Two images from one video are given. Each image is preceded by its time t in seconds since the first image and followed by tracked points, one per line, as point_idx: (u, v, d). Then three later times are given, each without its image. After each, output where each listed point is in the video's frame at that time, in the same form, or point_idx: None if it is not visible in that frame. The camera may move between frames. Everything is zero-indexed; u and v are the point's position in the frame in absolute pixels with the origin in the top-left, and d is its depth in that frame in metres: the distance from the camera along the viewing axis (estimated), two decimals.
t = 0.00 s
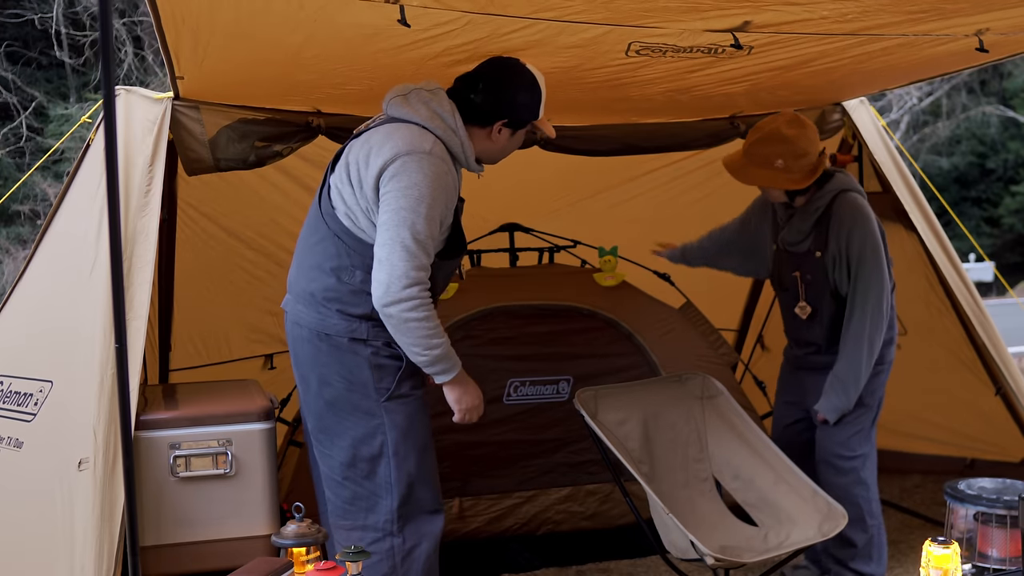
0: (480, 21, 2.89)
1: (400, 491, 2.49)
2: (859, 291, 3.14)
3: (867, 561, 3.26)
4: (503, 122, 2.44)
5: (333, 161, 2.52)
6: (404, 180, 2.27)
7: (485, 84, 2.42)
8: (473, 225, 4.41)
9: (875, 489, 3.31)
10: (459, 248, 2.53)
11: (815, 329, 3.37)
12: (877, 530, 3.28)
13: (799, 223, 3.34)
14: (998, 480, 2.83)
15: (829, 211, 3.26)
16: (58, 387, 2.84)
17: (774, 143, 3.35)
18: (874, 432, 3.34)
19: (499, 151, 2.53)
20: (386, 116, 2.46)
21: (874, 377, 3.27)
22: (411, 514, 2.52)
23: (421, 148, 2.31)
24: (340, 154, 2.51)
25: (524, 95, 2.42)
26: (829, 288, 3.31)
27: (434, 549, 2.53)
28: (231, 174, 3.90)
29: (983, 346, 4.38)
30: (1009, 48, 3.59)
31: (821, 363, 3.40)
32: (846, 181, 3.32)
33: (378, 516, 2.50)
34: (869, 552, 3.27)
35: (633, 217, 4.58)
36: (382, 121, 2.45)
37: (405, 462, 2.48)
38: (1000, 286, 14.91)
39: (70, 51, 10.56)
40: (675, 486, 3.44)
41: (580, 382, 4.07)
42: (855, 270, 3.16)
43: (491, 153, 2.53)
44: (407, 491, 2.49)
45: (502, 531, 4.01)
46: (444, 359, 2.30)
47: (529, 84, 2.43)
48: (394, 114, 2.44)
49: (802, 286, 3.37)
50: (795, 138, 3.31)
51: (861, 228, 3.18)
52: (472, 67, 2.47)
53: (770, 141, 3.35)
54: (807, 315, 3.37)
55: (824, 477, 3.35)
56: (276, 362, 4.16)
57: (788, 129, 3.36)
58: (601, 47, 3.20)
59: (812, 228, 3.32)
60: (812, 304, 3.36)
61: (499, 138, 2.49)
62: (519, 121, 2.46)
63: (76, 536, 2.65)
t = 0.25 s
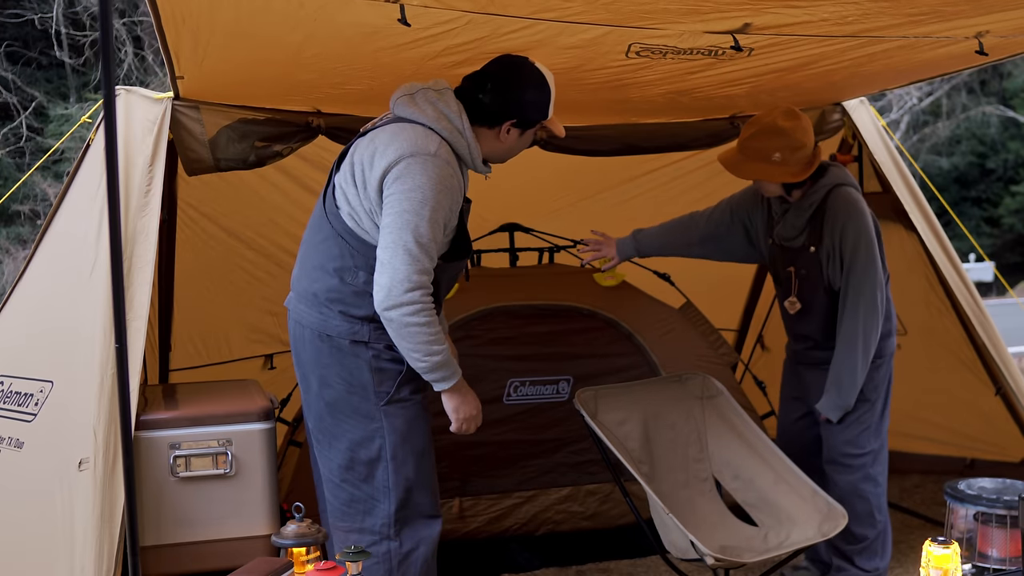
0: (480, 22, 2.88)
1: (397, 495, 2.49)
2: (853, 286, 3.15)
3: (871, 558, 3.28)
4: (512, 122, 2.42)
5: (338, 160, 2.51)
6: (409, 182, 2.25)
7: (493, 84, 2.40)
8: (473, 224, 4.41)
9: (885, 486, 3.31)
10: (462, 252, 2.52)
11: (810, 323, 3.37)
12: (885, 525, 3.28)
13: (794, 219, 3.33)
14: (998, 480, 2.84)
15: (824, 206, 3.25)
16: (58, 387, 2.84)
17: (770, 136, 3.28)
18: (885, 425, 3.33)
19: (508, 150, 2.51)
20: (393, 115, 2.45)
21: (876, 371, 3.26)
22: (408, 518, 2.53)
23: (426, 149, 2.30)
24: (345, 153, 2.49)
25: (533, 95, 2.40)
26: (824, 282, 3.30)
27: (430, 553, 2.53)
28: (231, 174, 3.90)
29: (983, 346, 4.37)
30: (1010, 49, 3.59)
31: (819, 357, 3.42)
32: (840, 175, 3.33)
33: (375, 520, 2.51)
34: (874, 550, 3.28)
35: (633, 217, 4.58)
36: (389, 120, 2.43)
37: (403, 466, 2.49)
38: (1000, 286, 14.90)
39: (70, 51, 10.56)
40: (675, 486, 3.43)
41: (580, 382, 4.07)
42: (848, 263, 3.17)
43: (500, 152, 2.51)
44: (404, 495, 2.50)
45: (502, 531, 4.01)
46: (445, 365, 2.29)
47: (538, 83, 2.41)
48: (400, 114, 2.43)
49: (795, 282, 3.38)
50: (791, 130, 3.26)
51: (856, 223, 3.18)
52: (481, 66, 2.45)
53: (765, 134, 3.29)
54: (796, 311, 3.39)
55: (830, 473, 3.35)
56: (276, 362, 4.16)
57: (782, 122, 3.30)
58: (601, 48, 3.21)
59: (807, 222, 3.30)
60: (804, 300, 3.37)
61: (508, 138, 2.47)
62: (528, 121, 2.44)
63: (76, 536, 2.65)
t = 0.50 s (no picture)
0: (480, 22, 2.88)
1: (398, 498, 2.49)
2: (860, 282, 3.15)
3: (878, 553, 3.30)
4: (519, 122, 2.43)
5: (343, 160, 2.50)
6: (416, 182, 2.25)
7: (500, 83, 2.40)
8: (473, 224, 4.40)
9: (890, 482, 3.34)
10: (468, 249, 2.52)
11: (816, 321, 3.35)
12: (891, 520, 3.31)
13: (798, 213, 3.34)
14: (998, 480, 2.84)
15: (830, 199, 3.27)
16: (58, 387, 2.84)
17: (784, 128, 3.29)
18: (890, 423, 3.34)
19: (514, 151, 2.51)
20: (398, 115, 2.45)
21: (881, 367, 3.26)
22: (409, 520, 2.53)
23: (432, 150, 2.30)
24: (349, 153, 2.48)
25: (540, 93, 2.40)
26: (831, 279, 3.29)
27: (431, 555, 2.53)
28: (231, 173, 3.90)
29: (984, 346, 4.37)
30: (1010, 50, 3.59)
31: (824, 356, 3.40)
32: (842, 168, 3.33)
33: (376, 523, 2.51)
34: (881, 546, 3.30)
35: (633, 217, 4.58)
36: (393, 120, 2.44)
37: (404, 470, 2.49)
38: (1000, 286, 14.89)
39: (70, 51, 10.56)
40: (675, 486, 3.43)
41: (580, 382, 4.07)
42: (856, 258, 3.18)
43: (505, 152, 2.51)
44: (405, 498, 2.50)
45: (502, 531, 4.01)
46: (448, 370, 2.29)
47: (545, 83, 2.41)
48: (406, 113, 2.43)
49: (803, 277, 3.34)
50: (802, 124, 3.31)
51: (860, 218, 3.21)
52: (487, 65, 2.45)
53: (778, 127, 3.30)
54: (807, 307, 3.36)
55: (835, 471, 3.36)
56: (276, 362, 4.16)
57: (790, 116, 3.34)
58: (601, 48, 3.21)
59: (812, 217, 3.31)
60: (813, 296, 3.34)
61: (515, 138, 2.47)
62: (535, 120, 2.43)
63: (76, 536, 2.65)
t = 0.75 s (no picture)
0: (480, 22, 2.89)
1: (401, 500, 2.49)
2: (860, 281, 3.13)
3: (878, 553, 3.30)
4: (526, 123, 2.44)
5: (348, 160, 2.50)
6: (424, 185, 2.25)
7: (507, 84, 2.40)
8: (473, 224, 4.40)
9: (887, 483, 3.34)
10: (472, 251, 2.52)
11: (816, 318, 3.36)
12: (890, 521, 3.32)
13: (798, 210, 3.33)
14: (998, 480, 2.84)
15: (831, 197, 3.26)
16: (58, 387, 2.84)
17: (787, 127, 3.29)
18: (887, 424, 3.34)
19: (519, 150, 2.52)
20: (404, 114, 2.45)
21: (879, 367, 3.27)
22: (411, 521, 2.53)
23: (439, 151, 2.29)
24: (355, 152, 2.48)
25: (546, 93, 2.40)
26: (829, 277, 3.31)
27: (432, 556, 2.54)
28: (231, 173, 3.90)
29: (984, 347, 4.38)
30: (1010, 48, 3.59)
31: (822, 356, 3.40)
32: (844, 167, 3.32)
33: (379, 525, 2.51)
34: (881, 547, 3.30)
35: (633, 217, 4.58)
36: (399, 120, 2.43)
37: (406, 471, 2.49)
38: (1000, 287, 14.89)
39: (70, 51, 10.56)
40: (675, 486, 3.43)
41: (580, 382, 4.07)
42: (856, 258, 3.17)
43: (511, 152, 2.52)
44: (408, 499, 2.50)
45: (502, 532, 4.01)
46: (454, 374, 2.29)
47: (550, 81, 2.41)
48: (412, 113, 2.43)
49: (800, 274, 3.37)
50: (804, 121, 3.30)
51: (861, 217, 3.18)
52: (492, 66, 2.45)
53: (781, 126, 3.29)
54: (804, 302, 3.37)
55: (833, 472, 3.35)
56: (276, 363, 4.16)
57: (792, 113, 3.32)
58: (601, 47, 3.21)
59: (812, 215, 3.30)
60: (809, 292, 3.36)
61: (521, 138, 2.48)
62: (542, 120, 2.44)
63: (76, 536, 2.65)
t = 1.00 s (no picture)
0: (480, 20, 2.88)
1: (411, 500, 2.50)
2: (849, 285, 3.13)
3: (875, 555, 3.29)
4: (531, 120, 2.45)
5: (353, 161, 2.49)
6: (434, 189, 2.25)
7: (511, 83, 2.40)
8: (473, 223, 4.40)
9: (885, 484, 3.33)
10: (478, 251, 2.52)
11: (802, 317, 3.38)
12: (886, 523, 3.31)
13: (793, 212, 3.33)
14: (998, 480, 2.84)
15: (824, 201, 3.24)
16: (58, 387, 2.84)
17: (782, 132, 3.28)
18: (885, 426, 3.33)
19: (523, 145, 2.53)
20: (408, 113, 2.45)
21: (874, 370, 3.26)
22: (420, 523, 2.53)
23: (449, 154, 2.30)
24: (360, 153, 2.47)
25: (551, 91, 2.41)
26: (817, 277, 3.30)
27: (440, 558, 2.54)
28: (231, 173, 3.90)
29: (983, 346, 4.37)
30: (1010, 48, 3.59)
31: (819, 356, 3.40)
32: (842, 169, 3.29)
33: (388, 526, 2.51)
34: (876, 549, 3.29)
35: (633, 217, 4.58)
36: (404, 120, 2.43)
37: (418, 472, 2.50)
38: (1000, 287, 14.88)
39: (70, 51, 10.56)
40: (675, 486, 3.43)
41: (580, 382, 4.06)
42: (845, 263, 3.15)
43: (516, 148, 2.53)
44: (418, 500, 2.50)
45: (502, 532, 4.01)
46: (460, 379, 2.30)
47: (554, 77, 2.41)
48: (416, 116, 2.42)
49: (790, 274, 3.38)
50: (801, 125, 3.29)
51: (853, 223, 3.15)
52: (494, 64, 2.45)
53: (777, 130, 3.28)
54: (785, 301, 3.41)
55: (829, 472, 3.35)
56: (276, 363, 4.16)
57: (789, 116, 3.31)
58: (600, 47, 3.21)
59: (805, 217, 3.30)
60: (795, 293, 3.39)
61: (527, 135, 2.50)
62: (546, 117, 2.45)
63: (76, 536, 2.65)
